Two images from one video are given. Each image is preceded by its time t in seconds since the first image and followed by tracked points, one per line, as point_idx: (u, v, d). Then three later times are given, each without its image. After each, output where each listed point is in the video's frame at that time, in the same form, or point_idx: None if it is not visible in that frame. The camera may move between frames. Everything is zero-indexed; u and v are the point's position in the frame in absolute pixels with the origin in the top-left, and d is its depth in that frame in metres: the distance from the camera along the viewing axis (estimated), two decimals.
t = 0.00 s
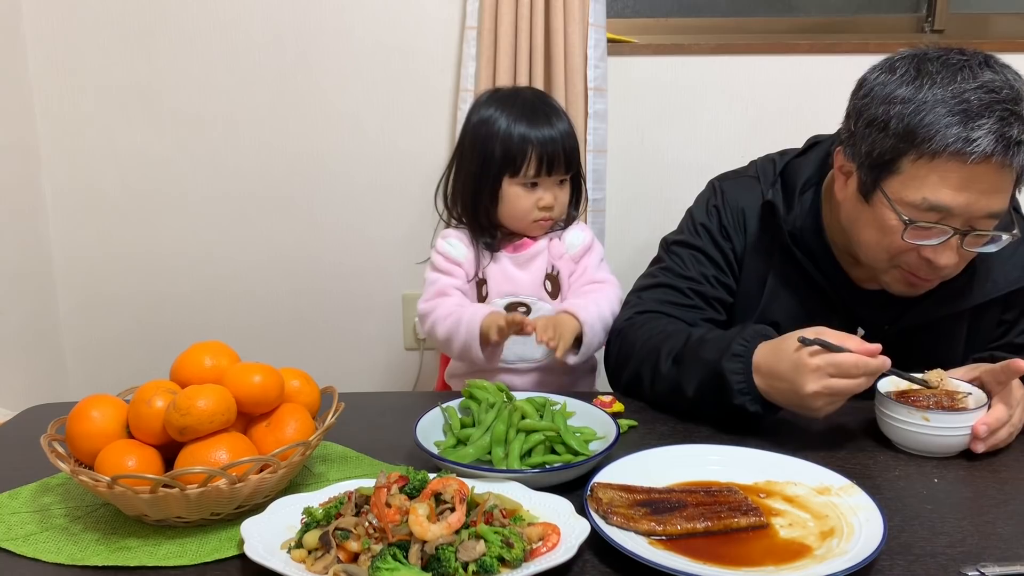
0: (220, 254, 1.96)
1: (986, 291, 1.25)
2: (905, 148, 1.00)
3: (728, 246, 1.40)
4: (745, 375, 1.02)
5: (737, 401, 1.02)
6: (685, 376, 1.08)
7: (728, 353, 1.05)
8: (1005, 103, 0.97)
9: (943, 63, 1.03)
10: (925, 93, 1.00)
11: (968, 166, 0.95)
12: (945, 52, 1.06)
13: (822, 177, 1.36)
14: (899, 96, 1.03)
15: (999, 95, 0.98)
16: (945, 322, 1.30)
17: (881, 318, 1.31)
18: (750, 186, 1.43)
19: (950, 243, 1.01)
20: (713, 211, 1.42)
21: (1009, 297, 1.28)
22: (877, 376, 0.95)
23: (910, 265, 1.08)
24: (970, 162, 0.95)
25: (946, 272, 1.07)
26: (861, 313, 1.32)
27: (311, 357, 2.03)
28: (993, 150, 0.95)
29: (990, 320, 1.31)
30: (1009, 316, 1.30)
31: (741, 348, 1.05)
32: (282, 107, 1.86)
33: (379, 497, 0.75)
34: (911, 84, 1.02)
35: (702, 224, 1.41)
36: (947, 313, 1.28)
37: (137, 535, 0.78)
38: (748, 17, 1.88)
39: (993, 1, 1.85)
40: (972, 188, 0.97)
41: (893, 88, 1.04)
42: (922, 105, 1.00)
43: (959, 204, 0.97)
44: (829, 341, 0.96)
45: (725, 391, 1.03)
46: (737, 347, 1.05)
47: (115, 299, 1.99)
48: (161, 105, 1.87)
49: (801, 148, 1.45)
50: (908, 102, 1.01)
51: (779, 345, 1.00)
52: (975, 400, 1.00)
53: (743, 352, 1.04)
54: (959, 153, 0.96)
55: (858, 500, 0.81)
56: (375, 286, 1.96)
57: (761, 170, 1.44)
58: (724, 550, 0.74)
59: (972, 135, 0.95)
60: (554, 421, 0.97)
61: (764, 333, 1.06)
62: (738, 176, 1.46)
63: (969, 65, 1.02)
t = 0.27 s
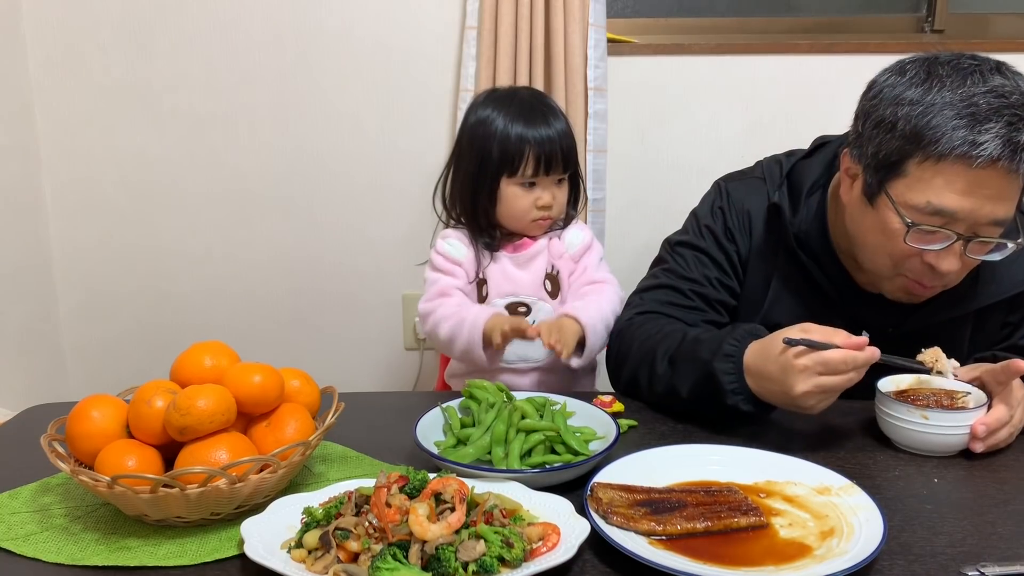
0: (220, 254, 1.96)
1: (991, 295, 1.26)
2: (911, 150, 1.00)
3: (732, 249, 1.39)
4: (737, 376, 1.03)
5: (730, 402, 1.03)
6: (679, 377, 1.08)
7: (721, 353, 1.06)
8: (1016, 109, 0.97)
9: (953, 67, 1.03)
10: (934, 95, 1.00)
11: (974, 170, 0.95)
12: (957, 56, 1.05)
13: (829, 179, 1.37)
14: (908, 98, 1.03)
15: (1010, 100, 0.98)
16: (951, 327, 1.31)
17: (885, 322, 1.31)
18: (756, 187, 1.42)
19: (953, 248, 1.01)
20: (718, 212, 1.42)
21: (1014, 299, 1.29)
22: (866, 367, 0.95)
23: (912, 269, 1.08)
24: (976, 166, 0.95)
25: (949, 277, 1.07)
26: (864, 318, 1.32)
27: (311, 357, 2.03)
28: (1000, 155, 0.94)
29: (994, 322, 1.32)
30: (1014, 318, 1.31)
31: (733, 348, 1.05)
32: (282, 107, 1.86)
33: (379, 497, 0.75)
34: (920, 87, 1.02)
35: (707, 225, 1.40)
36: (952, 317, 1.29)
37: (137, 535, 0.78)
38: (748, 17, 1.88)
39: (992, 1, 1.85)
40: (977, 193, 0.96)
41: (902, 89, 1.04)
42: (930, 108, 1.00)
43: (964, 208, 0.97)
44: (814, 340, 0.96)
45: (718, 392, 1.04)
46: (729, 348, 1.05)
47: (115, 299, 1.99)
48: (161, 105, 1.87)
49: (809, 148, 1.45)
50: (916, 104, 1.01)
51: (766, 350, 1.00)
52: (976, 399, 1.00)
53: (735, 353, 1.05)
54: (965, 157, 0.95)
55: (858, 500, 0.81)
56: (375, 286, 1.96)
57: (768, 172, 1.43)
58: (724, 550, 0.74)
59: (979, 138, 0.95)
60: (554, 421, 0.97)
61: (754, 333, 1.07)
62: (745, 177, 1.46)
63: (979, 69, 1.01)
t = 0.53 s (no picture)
0: (220, 253, 1.96)
1: (995, 302, 1.25)
2: (914, 157, 1.00)
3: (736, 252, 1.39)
4: (735, 369, 1.03)
5: (729, 395, 1.03)
6: (677, 375, 1.08)
7: (717, 348, 1.06)
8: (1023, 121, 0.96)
9: (962, 76, 1.02)
10: (940, 103, 1.00)
11: (976, 179, 0.95)
12: (967, 66, 1.05)
13: (835, 186, 1.37)
14: (913, 105, 1.03)
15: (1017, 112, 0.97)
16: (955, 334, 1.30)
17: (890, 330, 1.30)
18: (762, 191, 1.42)
19: (954, 260, 1.00)
20: (722, 216, 1.42)
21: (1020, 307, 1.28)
22: (862, 348, 0.94)
23: (913, 282, 1.07)
24: (978, 175, 0.95)
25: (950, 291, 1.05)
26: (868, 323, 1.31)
27: (311, 357, 2.03)
28: (1003, 165, 0.94)
29: (1000, 329, 1.31)
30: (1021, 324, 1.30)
31: (729, 342, 1.05)
32: (283, 107, 1.86)
33: (379, 497, 0.75)
34: (925, 94, 1.02)
35: (710, 229, 1.40)
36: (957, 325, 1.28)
37: (137, 535, 0.78)
38: (748, 17, 1.88)
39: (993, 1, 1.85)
40: (979, 204, 0.96)
41: (908, 97, 1.04)
42: (935, 115, 1.00)
43: (965, 219, 0.96)
44: (807, 327, 0.95)
45: (716, 387, 1.04)
46: (724, 341, 1.06)
47: (115, 299, 1.99)
48: (161, 105, 1.87)
49: (816, 152, 1.46)
50: (921, 111, 1.01)
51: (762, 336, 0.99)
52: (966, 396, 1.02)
53: (731, 347, 1.05)
54: (968, 166, 0.95)
55: (858, 500, 0.81)
56: (375, 286, 1.96)
57: (774, 175, 1.43)
58: (724, 550, 0.74)
59: (982, 147, 0.94)
60: (554, 421, 0.97)
61: (749, 325, 1.06)
62: (750, 180, 1.46)
63: (988, 79, 1.01)
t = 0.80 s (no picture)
0: (220, 253, 1.96)
1: (1000, 313, 1.26)
2: (916, 154, 1.00)
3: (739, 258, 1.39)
4: (737, 360, 1.03)
5: (734, 385, 1.03)
6: (680, 371, 1.08)
7: (719, 340, 1.06)
8: None
9: (962, 75, 1.03)
10: (940, 101, 1.01)
11: (980, 172, 0.94)
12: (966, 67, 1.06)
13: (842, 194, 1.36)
14: (914, 105, 1.03)
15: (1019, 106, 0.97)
16: (961, 344, 1.29)
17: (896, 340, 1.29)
18: (767, 198, 1.42)
19: (960, 258, 0.98)
20: (725, 222, 1.41)
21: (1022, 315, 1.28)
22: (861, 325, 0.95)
23: (920, 284, 1.06)
24: (982, 168, 0.94)
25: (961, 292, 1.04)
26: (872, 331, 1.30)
27: (311, 357, 2.03)
28: (1007, 158, 0.93)
29: (1006, 339, 1.30)
30: None
31: (730, 333, 1.05)
32: (282, 107, 1.86)
33: (379, 496, 0.75)
34: (926, 93, 1.03)
35: (712, 234, 1.39)
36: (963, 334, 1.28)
37: (137, 535, 0.78)
38: (748, 17, 1.88)
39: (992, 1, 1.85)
40: (984, 198, 0.95)
41: (908, 97, 1.05)
42: (936, 112, 1.00)
43: (970, 214, 0.95)
44: (805, 312, 0.96)
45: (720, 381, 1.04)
46: (726, 333, 1.05)
47: (115, 299, 1.99)
48: (161, 105, 1.87)
49: (823, 158, 1.45)
50: (922, 109, 1.02)
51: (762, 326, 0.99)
52: (952, 392, 1.03)
53: (732, 338, 1.05)
54: (970, 159, 0.95)
55: (858, 500, 0.81)
56: (375, 286, 1.96)
57: (780, 181, 1.43)
58: (725, 550, 0.74)
59: (984, 140, 0.94)
60: (555, 421, 0.97)
61: (749, 316, 1.06)
62: (756, 185, 1.46)
63: (988, 78, 1.01)
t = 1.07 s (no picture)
0: (220, 253, 1.96)
1: (1000, 310, 1.25)
2: (899, 137, 1.00)
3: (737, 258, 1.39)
4: (736, 359, 1.04)
5: (734, 383, 1.04)
6: (680, 371, 1.09)
7: (716, 339, 1.07)
8: (1007, 98, 0.96)
9: (947, 62, 1.03)
10: (926, 84, 1.01)
11: (960, 153, 0.94)
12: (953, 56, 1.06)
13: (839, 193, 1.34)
14: (900, 90, 1.03)
15: (1001, 91, 0.97)
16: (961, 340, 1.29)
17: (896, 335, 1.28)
18: (765, 196, 1.42)
19: (945, 241, 0.97)
20: (722, 222, 1.41)
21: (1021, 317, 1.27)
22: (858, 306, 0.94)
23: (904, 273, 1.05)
24: (962, 150, 0.94)
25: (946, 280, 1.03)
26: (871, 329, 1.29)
27: (311, 357, 2.03)
28: (987, 139, 0.93)
29: (1006, 336, 1.29)
30: None
31: (728, 332, 1.07)
32: (282, 106, 1.86)
33: (379, 497, 0.75)
34: (912, 78, 1.03)
35: (710, 234, 1.40)
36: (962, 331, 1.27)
37: (137, 535, 0.78)
38: (748, 17, 1.88)
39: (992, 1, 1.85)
40: (964, 180, 0.95)
41: (895, 83, 1.05)
42: (919, 96, 1.00)
43: (951, 195, 0.95)
44: (798, 307, 0.95)
45: (719, 381, 1.05)
46: (723, 331, 1.07)
47: (115, 299, 1.99)
48: (161, 104, 1.87)
49: (820, 157, 1.44)
50: (907, 93, 1.02)
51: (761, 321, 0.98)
52: (951, 392, 1.03)
53: (730, 336, 1.06)
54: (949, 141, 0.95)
55: (858, 500, 0.81)
56: (375, 286, 1.96)
57: (778, 180, 1.42)
58: (724, 550, 0.74)
59: (964, 122, 0.95)
60: (555, 421, 0.97)
61: (745, 315, 1.08)
62: (753, 185, 1.45)
63: (973, 64, 1.02)
